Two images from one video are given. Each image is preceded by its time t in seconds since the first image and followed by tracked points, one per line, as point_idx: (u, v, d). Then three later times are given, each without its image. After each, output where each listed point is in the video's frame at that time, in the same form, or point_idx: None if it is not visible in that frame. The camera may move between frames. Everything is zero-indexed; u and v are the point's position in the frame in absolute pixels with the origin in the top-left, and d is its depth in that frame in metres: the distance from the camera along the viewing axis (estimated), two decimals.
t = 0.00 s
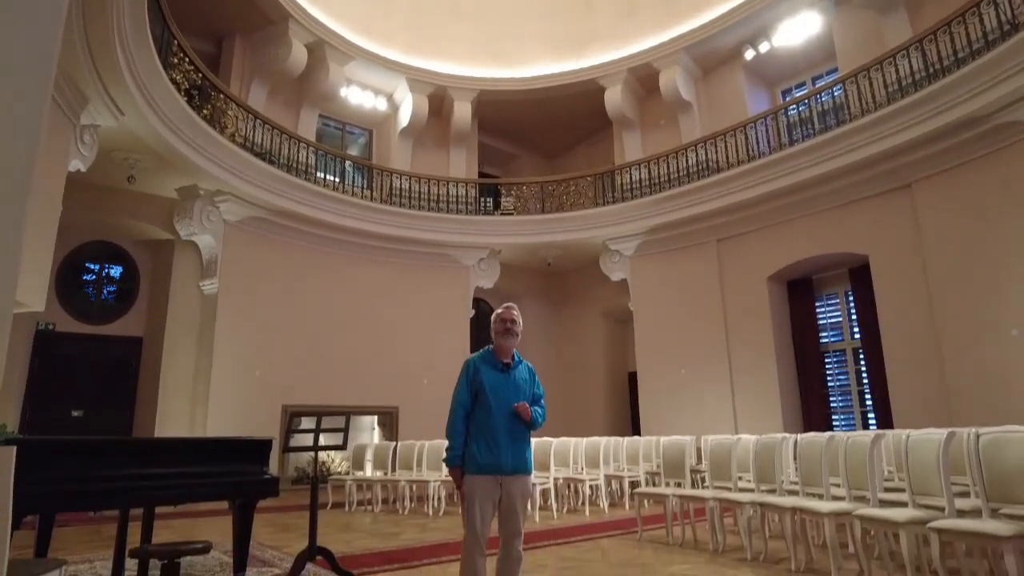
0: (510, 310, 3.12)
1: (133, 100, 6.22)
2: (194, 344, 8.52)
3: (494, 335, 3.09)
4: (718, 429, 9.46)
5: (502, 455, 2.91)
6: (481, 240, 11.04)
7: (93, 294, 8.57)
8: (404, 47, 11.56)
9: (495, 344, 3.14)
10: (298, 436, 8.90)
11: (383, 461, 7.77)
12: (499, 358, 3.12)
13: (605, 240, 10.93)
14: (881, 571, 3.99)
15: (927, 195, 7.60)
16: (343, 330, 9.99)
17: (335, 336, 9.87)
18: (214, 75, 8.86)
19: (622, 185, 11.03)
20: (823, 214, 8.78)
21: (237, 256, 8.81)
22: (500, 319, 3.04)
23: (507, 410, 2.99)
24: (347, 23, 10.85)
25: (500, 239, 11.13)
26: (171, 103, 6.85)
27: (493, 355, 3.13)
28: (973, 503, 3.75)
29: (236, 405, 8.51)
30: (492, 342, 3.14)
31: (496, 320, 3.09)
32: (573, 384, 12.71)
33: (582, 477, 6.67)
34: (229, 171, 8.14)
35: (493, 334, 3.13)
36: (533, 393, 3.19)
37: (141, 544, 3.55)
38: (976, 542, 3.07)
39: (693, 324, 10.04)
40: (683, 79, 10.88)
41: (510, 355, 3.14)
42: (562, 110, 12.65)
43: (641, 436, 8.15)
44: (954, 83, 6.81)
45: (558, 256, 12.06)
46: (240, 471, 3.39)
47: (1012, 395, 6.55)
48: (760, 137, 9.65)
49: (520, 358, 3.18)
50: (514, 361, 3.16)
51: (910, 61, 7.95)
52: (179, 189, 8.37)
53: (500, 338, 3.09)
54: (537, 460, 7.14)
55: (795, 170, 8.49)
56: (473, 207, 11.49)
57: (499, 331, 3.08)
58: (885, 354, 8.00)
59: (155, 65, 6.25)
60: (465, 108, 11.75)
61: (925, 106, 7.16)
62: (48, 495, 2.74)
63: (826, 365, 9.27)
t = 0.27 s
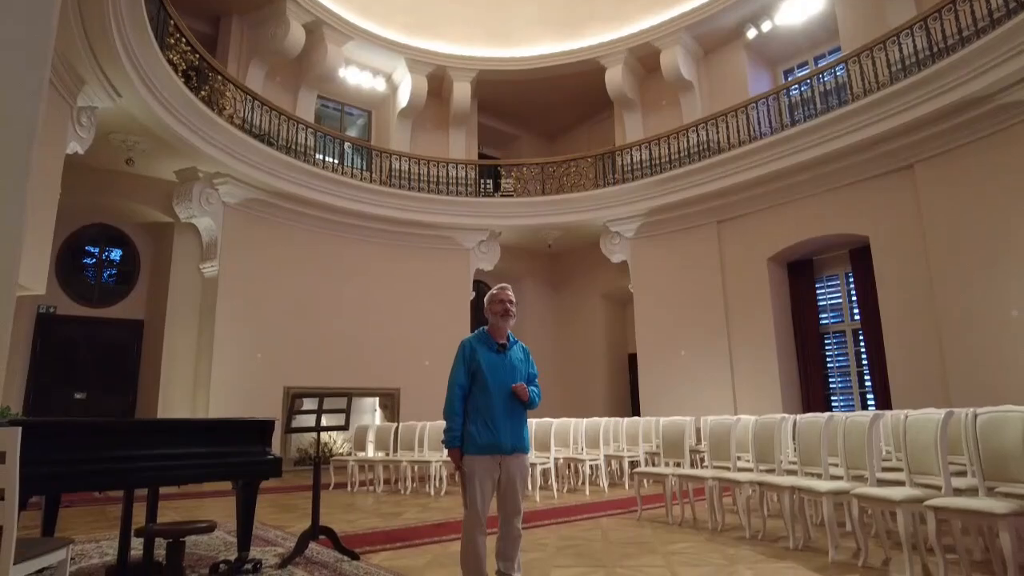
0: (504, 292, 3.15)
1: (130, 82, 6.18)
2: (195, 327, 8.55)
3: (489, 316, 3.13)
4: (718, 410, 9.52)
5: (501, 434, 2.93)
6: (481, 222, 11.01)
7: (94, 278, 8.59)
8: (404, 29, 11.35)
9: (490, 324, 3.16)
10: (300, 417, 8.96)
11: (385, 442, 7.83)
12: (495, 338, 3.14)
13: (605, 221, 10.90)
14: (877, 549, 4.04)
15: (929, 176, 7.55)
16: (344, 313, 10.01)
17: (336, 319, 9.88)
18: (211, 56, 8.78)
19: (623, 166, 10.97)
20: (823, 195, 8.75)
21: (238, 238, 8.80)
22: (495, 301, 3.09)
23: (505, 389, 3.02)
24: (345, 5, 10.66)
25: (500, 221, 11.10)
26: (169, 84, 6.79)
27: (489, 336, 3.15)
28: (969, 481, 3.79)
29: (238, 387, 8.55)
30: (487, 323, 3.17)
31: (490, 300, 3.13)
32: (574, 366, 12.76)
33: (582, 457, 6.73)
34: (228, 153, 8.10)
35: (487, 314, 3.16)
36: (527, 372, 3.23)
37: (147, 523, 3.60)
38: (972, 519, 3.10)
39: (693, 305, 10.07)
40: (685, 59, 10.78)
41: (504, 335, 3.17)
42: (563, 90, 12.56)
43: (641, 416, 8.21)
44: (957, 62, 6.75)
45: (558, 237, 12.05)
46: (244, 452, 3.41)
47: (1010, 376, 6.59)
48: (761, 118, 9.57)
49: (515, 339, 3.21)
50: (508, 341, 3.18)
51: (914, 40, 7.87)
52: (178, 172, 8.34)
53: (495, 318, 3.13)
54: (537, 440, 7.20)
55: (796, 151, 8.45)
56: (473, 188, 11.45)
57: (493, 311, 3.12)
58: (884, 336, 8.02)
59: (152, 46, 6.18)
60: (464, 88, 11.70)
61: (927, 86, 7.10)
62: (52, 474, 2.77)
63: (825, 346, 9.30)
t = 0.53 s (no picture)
0: (498, 275, 3.18)
1: (127, 66, 6.13)
2: (195, 312, 8.56)
3: (485, 299, 3.16)
4: (717, 393, 9.57)
5: (500, 417, 2.95)
6: (481, 207, 10.98)
7: (93, 263, 8.58)
8: (402, 11, 11.27)
9: (484, 308, 3.19)
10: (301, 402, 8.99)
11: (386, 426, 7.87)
12: (490, 322, 3.16)
13: (605, 205, 10.87)
14: (875, 530, 4.08)
15: (931, 159, 7.51)
16: (344, 297, 10.02)
17: (336, 304, 9.89)
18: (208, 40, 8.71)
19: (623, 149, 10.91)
20: (824, 179, 8.72)
21: (237, 223, 8.78)
22: (491, 283, 3.12)
23: (503, 372, 3.03)
24: None
25: (500, 205, 11.07)
26: (166, 68, 6.74)
27: (484, 319, 3.16)
28: (966, 463, 3.81)
29: (239, 372, 8.58)
30: (482, 307, 3.20)
31: (485, 283, 3.17)
32: (574, 350, 12.80)
33: (582, 440, 6.77)
34: (226, 138, 8.06)
35: (482, 298, 3.20)
36: (523, 355, 3.24)
37: (151, 505, 3.63)
38: (969, 500, 3.13)
39: (693, 289, 10.07)
40: (686, 41, 10.68)
41: (500, 319, 3.18)
42: (563, 73, 12.46)
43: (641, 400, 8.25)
44: (960, 44, 6.69)
45: (558, 222, 12.02)
46: (246, 436, 3.43)
47: (1008, 360, 6.61)
48: (762, 101, 9.50)
49: (510, 322, 3.23)
50: (504, 324, 3.20)
51: (917, 21, 7.79)
52: (177, 156, 8.31)
53: (490, 301, 3.16)
54: (537, 423, 7.24)
55: (797, 134, 8.40)
56: (472, 172, 11.40)
57: (488, 294, 3.16)
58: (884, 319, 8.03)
59: (148, 30, 6.12)
60: (463, 71, 11.59)
61: (930, 68, 7.04)
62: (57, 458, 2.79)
63: (825, 329, 9.31)
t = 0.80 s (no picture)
0: (493, 258, 3.18)
1: (124, 49, 6.07)
2: (196, 297, 8.57)
3: (481, 282, 3.15)
4: (717, 377, 9.61)
5: (499, 399, 2.97)
6: (481, 191, 10.95)
7: (93, 248, 8.57)
8: None
9: (480, 291, 3.18)
10: (302, 386, 9.03)
11: (387, 410, 7.90)
12: (485, 305, 3.16)
13: (606, 189, 10.83)
14: (873, 511, 4.12)
15: (934, 142, 7.46)
16: (344, 282, 10.01)
17: (336, 288, 9.90)
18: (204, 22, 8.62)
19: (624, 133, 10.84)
20: (826, 162, 8.68)
21: (236, 208, 8.76)
22: (488, 266, 3.11)
23: (500, 356, 3.05)
24: None
25: (500, 189, 11.03)
26: (163, 51, 6.68)
27: (480, 303, 3.16)
28: (965, 445, 3.83)
29: (240, 357, 8.61)
30: (477, 290, 3.20)
31: (482, 266, 3.16)
32: (574, 333, 12.83)
33: (582, 423, 6.81)
34: (225, 122, 8.01)
35: (478, 281, 3.19)
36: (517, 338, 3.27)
37: (154, 488, 3.66)
38: (967, 481, 3.15)
39: (693, 274, 10.07)
40: (687, 23, 10.58)
41: (494, 302, 3.19)
42: (563, 55, 12.36)
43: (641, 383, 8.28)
44: (965, 25, 6.63)
45: (559, 206, 11.99)
46: (250, 418, 3.46)
47: (1007, 343, 6.63)
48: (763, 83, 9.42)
49: (504, 306, 3.24)
50: (498, 308, 3.21)
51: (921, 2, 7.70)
52: (175, 141, 8.27)
53: (486, 285, 3.16)
54: (538, 406, 7.27)
55: (799, 117, 8.35)
56: (472, 156, 11.35)
57: (485, 278, 3.15)
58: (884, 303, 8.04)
59: (144, 12, 6.06)
60: (462, 54, 11.49)
61: (934, 50, 6.98)
62: (63, 441, 2.80)
63: (825, 313, 9.33)
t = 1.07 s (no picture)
0: (491, 242, 3.18)
1: (121, 32, 6.01)
2: (196, 283, 8.58)
3: (479, 266, 3.15)
4: (716, 361, 9.64)
5: (499, 383, 2.99)
6: (481, 175, 10.91)
7: (92, 233, 8.55)
8: None
9: (477, 275, 3.18)
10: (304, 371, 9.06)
11: (388, 394, 7.94)
12: (483, 289, 3.17)
13: (607, 174, 10.78)
14: (871, 493, 4.15)
15: (937, 125, 7.42)
16: (344, 266, 10.01)
17: (337, 273, 9.90)
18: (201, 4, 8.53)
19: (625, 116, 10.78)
20: (828, 146, 8.64)
21: (236, 192, 8.73)
22: (485, 250, 3.11)
23: (499, 339, 3.07)
24: None
25: (500, 173, 10.98)
26: (160, 34, 6.62)
27: (477, 286, 3.17)
28: (963, 427, 3.85)
29: (241, 342, 8.63)
30: (475, 274, 3.20)
31: (480, 251, 3.16)
32: (574, 318, 12.86)
33: (582, 407, 6.84)
34: (223, 105, 7.95)
35: (476, 265, 3.19)
36: (513, 321, 3.28)
37: (157, 471, 3.69)
38: (966, 463, 3.17)
39: (694, 258, 10.07)
40: (688, 5, 10.47)
41: (491, 286, 3.20)
42: (563, 38, 12.26)
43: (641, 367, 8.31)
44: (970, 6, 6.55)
45: (559, 190, 11.95)
46: (251, 402, 3.47)
47: (1008, 327, 6.64)
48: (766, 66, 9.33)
49: (501, 290, 3.25)
50: (495, 292, 3.22)
51: None
52: (173, 125, 8.22)
53: (484, 269, 3.16)
54: (538, 390, 7.31)
55: (800, 101, 8.30)
56: (472, 140, 11.29)
57: (483, 262, 3.15)
58: (885, 287, 8.04)
59: None
60: (462, 37, 11.39)
61: (938, 32, 6.90)
62: (64, 425, 2.82)
63: (825, 298, 9.33)
